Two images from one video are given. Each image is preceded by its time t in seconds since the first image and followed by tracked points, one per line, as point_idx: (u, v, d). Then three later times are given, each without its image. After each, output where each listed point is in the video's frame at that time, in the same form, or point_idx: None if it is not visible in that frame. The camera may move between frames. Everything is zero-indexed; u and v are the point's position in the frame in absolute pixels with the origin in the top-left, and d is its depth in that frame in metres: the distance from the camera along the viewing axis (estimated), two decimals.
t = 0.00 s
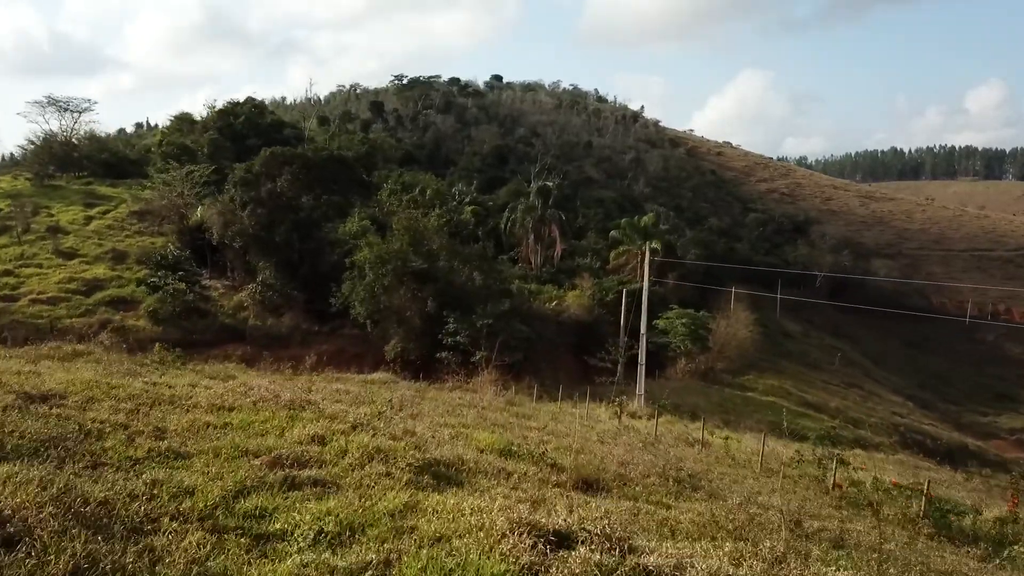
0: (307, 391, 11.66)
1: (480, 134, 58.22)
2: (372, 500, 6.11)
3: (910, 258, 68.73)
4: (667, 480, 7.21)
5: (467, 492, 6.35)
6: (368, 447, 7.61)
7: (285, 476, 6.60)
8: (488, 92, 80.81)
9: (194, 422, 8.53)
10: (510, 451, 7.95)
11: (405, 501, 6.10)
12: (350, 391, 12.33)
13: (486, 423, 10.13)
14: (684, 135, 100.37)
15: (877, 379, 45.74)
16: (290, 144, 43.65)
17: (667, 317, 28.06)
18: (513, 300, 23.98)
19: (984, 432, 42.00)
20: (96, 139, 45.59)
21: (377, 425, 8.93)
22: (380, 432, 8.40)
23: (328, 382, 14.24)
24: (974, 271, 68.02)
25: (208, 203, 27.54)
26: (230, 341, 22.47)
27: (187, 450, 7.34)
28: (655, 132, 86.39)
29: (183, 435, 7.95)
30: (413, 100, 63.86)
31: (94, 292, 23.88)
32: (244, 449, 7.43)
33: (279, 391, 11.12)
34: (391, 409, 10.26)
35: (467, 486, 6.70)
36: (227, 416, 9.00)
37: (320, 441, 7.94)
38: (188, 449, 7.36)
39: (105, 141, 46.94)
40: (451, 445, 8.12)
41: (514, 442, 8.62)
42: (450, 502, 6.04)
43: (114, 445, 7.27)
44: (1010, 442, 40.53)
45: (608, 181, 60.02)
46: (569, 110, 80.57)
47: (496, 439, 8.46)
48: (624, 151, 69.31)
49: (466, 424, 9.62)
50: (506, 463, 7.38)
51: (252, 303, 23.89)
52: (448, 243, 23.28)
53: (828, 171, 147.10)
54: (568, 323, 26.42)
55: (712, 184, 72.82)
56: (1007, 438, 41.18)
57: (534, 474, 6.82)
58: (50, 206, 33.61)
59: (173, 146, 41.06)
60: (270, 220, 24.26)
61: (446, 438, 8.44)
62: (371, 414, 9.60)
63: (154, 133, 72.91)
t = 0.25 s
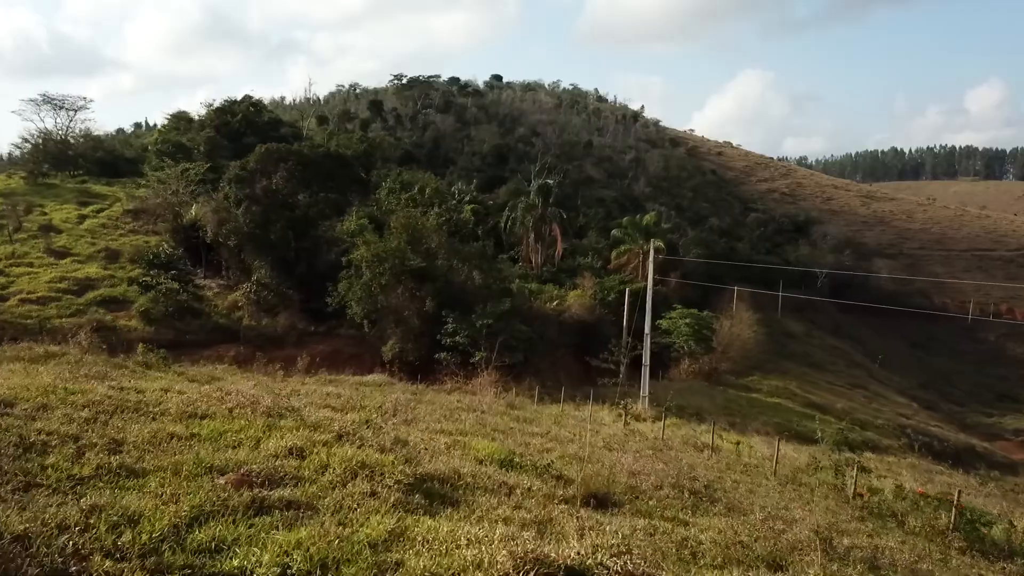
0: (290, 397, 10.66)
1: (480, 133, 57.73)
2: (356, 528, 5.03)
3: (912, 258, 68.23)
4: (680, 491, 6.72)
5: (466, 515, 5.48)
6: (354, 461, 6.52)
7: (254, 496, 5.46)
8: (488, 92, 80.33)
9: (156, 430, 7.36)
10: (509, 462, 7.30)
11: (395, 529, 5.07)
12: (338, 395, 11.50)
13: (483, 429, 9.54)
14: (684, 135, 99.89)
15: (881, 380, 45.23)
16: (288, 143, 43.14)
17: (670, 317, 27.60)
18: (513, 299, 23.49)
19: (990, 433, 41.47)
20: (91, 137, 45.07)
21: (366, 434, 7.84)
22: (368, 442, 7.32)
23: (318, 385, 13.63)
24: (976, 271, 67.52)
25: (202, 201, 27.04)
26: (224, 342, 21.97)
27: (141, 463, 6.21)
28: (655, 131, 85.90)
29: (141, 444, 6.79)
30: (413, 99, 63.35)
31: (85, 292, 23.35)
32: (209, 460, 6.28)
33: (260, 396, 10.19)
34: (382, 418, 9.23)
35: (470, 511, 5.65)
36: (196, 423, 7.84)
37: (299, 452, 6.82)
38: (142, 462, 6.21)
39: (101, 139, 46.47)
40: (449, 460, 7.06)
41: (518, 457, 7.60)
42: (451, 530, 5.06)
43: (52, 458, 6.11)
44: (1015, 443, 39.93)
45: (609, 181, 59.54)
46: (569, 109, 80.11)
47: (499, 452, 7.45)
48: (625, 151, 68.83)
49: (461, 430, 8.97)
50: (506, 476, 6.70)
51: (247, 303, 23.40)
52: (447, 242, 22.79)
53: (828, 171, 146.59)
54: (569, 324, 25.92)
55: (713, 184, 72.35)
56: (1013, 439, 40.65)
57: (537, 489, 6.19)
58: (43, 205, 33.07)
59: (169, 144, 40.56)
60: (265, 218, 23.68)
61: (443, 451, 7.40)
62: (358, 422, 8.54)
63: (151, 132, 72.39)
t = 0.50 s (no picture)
0: (274, 403, 9.91)
1: (479, 132, 57.26)
2: (332, 565, 4.34)
3: (914, 258, 67.75)
4: (696, 504, 6.22)
5: (460, 544, 4.84)
6: (335, 478, 5.72)
7: (209, 526, 4.70)
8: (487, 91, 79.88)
9: (111, 440, 6.53)
10: (511, 474, 6.62)
11: (377, 565, 4.34)
12: (326, 400, 10.82)
13: (483, 435, 8.96)
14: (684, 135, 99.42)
15: (884, 380, 44.75)
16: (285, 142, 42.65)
17: (673, 317, 27.15)
18: (513, 299, 23.00)
19: (994, 434, 40.98)
20: (87, 136, 44.57)
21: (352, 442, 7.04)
22: (354, 455, 6.54)
23: (308, 388, 13.07)
24: (978, 270, 67.05)
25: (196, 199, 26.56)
26: (218, 342, 21.48)
27: (85, 483, 5.39)
28: (655, 131, 85.43)
29: (88, 460, 5.91)
30: (412, 99, 62.88)
31: (77, 291, 22.86)
32: (163, 480, 5.47)
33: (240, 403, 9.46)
34: (370, 427, 8.46)
35: (465, 540, 4.97)
36: (160, 431, 7.02)
37: (273, 468, 6.02)
38: (85, 482, 5.40)
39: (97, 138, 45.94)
40: (443, 474, 6.31)
41: (522, 468, 6.88)
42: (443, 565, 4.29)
43: None
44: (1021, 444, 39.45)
45: (609, 180, 59.08)
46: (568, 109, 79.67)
47: (500, 464, 6.74)
48: (625, 150, 68.36)
49: (458, 438, 8.35)
50: (508, 491, 6.05)
51: (242, 302, 22.92)
52: (446, 240, 22.28)
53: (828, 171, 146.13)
54: (570, 324, 25.44)
55: (713, 184, 71.89)
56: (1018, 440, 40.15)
57: (542, 508, 5.59)
58: (36, 203, 32.59)
59: (165, 142, 40.03)
60: (260, 216, 23.18)
61: (438, 464, 6.64)
62: (345, 430, 7.79)
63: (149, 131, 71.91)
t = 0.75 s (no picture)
0: (256, 409, 9.24)
1: (479, 132, 56.80)
2: None
3: (916, 257, 67.24)
4: (717, 521, 5.75)
5: None
6: (310, 502, 4.93)
7: (153, 564, 3.88)
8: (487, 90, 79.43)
9: (57, 453, 5.70)
10: (513, 488, 6.00)
11: None
12: (315, 405, 10.24)
13: (481, 443, 8.42)
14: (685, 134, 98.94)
15: (888, 381, 44.27)
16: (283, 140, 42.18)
17: (676, 317, 26.72)
18: (513, 298, 22.53)
19: (999, 434, 40.48)
20: (82, 134, 44.12)
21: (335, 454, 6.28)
22: (336, 470, 5.77)
23: (300, 391, 12.54)
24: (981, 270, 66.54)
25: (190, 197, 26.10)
26: (212, 343, 21.02)
27: (9, 510, 4.48)
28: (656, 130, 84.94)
29: (22, 481, 5.02)
30: (411, 98, 62.41)
31: (68, 290, 22.40)
32: (106, 505, 4.59)
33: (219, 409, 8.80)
34: (358, 435, 7.79)
35: None
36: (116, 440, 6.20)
37: (240, 488, 5.19)
38: (9, 508, 4.51)
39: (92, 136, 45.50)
40: (437, 492, 5.59)
41: (524, 481, 6.25)
42: None
43: None
44: None
45: (610, 179, 58.61)
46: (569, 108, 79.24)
47: (501, 477, 6.10)
48: (625, 150, 67.85)
49: (454, 447, 7.77)
50: (511, 509, 5.42)
51: (236, 302, 22.45)
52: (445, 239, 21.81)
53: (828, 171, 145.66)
54: (572, 323, 24.97)
55: (714, 183, 71.44)
56: None
57: (549, 530, 5.02)
58: (30, 202, 32.13)
59: (160, 139, 39.55)
60: (255, 213, 22.71)
61: (431, 480, 5.94)
62: (329, 438, 7.07)
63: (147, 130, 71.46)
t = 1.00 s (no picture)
0: (240, 417, 8.69)
1: (478, 131, 56.39)
2: None
3: (917, 257, 66.75)
4: (740, 540, 5.31)
5: None
6: (278, 533, 4.23)
7: None
8: (486, 90, 79.05)
9: None
10: (515, 506, 5.45)
11: None
12: (306, 411, 9.74)
13: (480, 452, 7.93)
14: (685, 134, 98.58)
15: (890, 381, 43.82)
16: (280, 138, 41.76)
17: (679, 316, 26.29)
18: (514, 297, 22.09)
19: (1004, 435, 39.98)
20: (78, 132, 43.72)
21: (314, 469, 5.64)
22: (313, 490, 5.11)
23: (291, 395, 12.05)
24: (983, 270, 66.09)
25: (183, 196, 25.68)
26: (205, 343, 20.57)
27: None
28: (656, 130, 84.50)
29: None
30: (410, 97, 62.01)
31: (58, 290, 21.96)
32: (33, 540, 3.82)
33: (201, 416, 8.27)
34: (346, 445, 7.22)
35: None
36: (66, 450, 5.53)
37: (196, 516, 4.48)
38: None
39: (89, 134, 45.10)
40: (428, 513, 4.95)
41: (527, 497, 5.69)
42: None
43: None
44: None
45: (610, 179, 58.20)
46: (568, 108, 78.86)
47: (501, 493, 5.55)
48: (625, 149, 67.40)
49: (451, 458, 7.26)
50: (511, 531, 4.86)
51: (231, 301, 22.01)
52: (445, 237, 21.33)
53: (827, 171, 145.22)
54: (573, 323, 24.52)
55: (714, 183, 71.02)
56: None
57: (555, 558, 4.46)
58: (23, 200, 31.73)
59: (156, 137, 39.11)
60: (249, 211, 22.24)
61: (422, 498, 5.34)
62: (313, 448, 6.43)
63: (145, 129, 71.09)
